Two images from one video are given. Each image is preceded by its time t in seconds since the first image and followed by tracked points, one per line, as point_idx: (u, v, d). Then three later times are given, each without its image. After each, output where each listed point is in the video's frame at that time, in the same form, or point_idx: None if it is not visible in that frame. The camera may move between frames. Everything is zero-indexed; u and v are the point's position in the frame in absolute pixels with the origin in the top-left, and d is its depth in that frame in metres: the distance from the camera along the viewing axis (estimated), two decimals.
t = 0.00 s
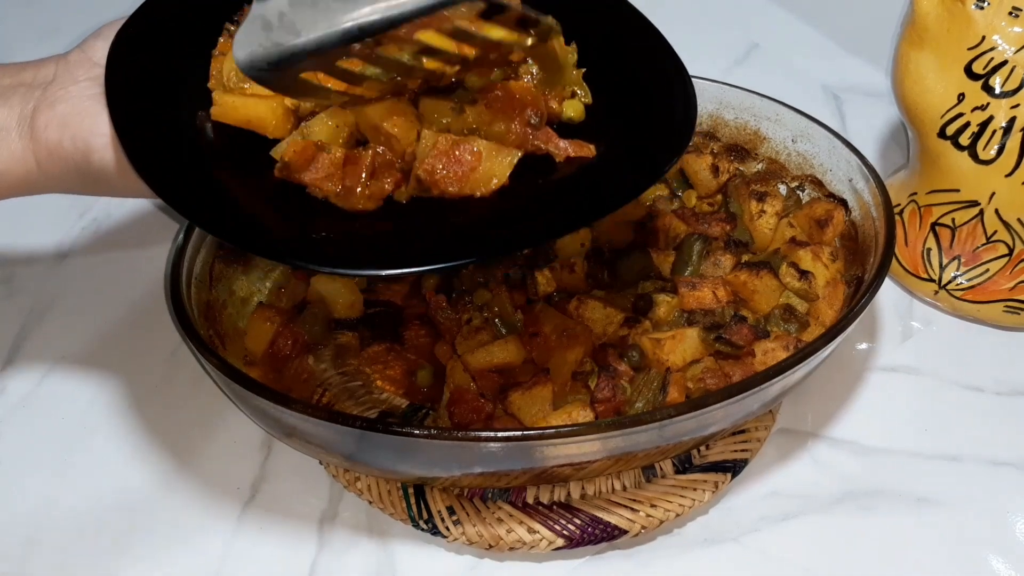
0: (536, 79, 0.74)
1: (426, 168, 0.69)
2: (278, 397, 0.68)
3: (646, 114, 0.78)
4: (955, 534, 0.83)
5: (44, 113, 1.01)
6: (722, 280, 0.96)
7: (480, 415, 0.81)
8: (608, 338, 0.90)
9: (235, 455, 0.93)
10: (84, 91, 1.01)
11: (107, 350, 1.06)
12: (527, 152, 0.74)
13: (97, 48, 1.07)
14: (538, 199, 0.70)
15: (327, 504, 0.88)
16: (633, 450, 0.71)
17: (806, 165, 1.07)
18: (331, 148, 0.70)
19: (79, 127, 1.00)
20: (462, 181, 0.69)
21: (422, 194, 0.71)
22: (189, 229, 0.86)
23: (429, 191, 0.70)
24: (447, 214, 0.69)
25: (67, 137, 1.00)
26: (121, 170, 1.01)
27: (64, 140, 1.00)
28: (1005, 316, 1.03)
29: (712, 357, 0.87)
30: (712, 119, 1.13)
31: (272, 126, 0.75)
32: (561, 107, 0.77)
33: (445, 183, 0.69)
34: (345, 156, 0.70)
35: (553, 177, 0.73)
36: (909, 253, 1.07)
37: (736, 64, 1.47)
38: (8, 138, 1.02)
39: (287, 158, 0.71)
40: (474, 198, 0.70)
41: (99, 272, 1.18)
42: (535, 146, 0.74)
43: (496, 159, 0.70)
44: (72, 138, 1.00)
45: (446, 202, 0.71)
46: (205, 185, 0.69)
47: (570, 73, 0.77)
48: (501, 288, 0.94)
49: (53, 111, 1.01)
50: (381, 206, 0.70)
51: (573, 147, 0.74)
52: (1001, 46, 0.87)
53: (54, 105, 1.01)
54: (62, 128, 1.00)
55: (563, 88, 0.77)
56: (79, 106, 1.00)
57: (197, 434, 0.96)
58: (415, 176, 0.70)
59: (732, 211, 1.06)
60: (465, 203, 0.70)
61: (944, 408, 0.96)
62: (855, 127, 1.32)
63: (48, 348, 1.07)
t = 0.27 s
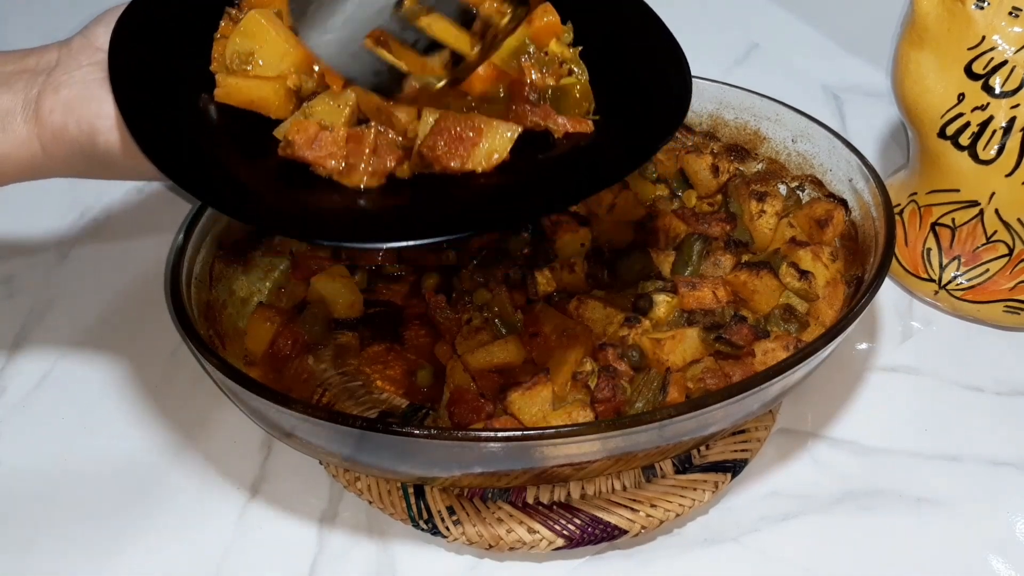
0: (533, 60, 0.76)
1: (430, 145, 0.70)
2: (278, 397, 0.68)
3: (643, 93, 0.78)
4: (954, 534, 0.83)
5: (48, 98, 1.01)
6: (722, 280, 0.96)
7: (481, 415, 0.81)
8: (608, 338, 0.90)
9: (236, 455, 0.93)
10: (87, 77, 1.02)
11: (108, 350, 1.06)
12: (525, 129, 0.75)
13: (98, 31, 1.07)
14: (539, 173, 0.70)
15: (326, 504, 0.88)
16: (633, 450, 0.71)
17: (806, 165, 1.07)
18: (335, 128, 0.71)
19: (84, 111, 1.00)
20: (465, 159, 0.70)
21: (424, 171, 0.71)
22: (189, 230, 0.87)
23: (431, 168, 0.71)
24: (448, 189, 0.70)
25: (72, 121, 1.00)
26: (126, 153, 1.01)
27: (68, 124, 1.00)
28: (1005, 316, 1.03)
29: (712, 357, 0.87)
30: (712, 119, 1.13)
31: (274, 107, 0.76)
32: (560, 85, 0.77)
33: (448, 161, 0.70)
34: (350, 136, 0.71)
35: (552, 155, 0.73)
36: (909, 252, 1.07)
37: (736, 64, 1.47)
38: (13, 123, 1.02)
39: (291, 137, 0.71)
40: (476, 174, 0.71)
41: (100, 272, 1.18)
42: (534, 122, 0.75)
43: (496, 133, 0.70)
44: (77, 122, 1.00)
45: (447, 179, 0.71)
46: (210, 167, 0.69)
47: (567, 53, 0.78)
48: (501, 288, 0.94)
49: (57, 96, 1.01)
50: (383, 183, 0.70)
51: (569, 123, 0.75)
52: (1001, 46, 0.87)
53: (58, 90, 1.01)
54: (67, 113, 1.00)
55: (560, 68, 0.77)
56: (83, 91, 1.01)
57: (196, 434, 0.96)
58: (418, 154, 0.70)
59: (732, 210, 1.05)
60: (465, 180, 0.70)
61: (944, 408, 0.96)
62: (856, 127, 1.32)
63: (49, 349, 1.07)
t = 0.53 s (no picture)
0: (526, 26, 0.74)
1: (426, 110, 0.69)
2: (278, 398, 0.68)
3: (641, 57, 0.77)
4: (954, 534, 0.83)
5: (50, 79, 1.02)
6: (722, 280, 0.96)
7: (481, 416, 0.80)
8: (608, 339, 0.90)
9: (236, 454, 0.93)
10: (88, 57, 1.03)
11: (109, 349, 1.07)
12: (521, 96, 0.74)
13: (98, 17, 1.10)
14: (536, 138, 0.70)
15: (326, 504, 0.88)
16: (632, 450, 0.71)
17: (807, 165, 1.07)
18: (331, 97, 0.69)
19: (86, 91, 1.01)
20: (461, 123, 0.69)
21: (422, 138, 0.70)
22: (189, 229, 0.87)
23: (429, 134, 0.70)
24: (445, 154, 0.69)
25: (75, 99, 1.01)
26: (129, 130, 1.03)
27: (70, 103, 1.01)
28: (1005, 316, 1.03)
29: (712, 357, 0.87)
30: (712, 119, 1.13)
31: (271, 78, 0.74)
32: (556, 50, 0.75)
33: (443, 126, 0.69)
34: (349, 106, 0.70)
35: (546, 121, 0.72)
36: (909, 252, 1.07)
37: (736, 64, 1.47)
38: (17, 106, 1.04)
39: (291, 110, 0.71)
40: (471, 139, 0.70)
41: (99, 272, 1.18)
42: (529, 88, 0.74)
43: (491, 97, 0.70)
44: (79, 102, 1.01)
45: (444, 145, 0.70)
46: (209, 143, 0.68)
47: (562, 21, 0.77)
48: (501, 288, 0.94)
49: (59, 77, 1.02)
50: (381, 151, 0.69)
51: (572, 79, 0.73)
52: (1001, 46, 0.87)
53: (60, 72, 1.03)
54: (69, 93, 1.01)
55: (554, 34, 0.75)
56: (85, 71, 1.02)
57: (196, 434, 0.96)
58: (414, 120, 0.69)
59: (732, 211, 1.06)
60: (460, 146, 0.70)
61: (943, 408, 0.96)
62: (855, 127, 1.32)
63: (49, 349, 1.08)
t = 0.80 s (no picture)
0: None
1: (412, 42, 0.63)
2: (277, 398, 0.68)
3: (634, 4, 0.73)
4: (954, 534, 0.83)
5: (33, 30, 0.99)
6: (722, 280, 0.96)
7: (482, 416, 0.81)
8: (608, 339, 0.90)
9: (235, 455, 0.93)
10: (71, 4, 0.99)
11: (109, 348, 1.07)
12: (509, 35, 0.67)
13: None
14: (527, 69, 0.63)
15: (326, 504, 0.88)
16: (632, 450, 0.71)
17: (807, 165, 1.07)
18: (313, 29, 0.64)
19: (69, 40, 0.98)
20: (446, 56, 0.63)
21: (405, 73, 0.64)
22: (189, 229, 0.87)
23: (412, 69, 0.63)
24: (428, 85, 0.62)
25: (57, 49, 0.98)
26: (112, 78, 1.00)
27: (54, 54, 0.99)
28: (1006, 316, 1.03)
29: (712, 357, 0.87)
30: (712, 119, 1.12)
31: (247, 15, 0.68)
32: None
33: (427, 58, 0.63)
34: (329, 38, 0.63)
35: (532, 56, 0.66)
36: (909, 252, 1.07)
37: (736, 64, 1.47)
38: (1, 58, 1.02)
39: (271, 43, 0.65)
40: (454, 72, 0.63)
41: (99, 272, 1.18)
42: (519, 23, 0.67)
43: (478, 27, 0.64)
44: (61, 51, 0.98)
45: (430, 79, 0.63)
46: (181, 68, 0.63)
47: None
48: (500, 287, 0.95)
49: (42, 27, 0.99)
50: (364, 85, 0.63)
51: (559, 15, 0.67)
52: (1001, 46, 0.87)
53: (42, 21, 0.99)
54: (52, 42, 0.98)
55: None
56: (69, 19, 0.98)
57: (196, 434, 0.96)
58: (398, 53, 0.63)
59: (732, 211, 1.06)
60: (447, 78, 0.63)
61: (943, 408, 0.96)
62: (855, 127, 1.32)
63: (49, 349, 1.08)
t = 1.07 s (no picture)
0: None
1: None
2: (278, 398, 0.68)
3: None
4: (954, 534, 0.83)
5: None
6: (722, 280, 0.96)
7: (482, 416, 0.81)
8: (608, 339, 0.90)
9: (236, 455, 0.93)
10: None
11: (107, 348, 1.07)
12: None
13: None
14: None
15: (326, 504, 0.88)
16: (632, 450, 0.71)
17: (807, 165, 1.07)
18: None
19: None
20: None
21: None
22: (189, 229, 0.87)
23: None
24: None
25: None
26: None
27: None
28: (1005, 316, 1.03)
29: (712, 357, 0.87)
30: (712, 120, 1.12)
31: None
32: None
33: None
34: None
35: None
36: (909, 252, 1.07)
37: (735, 65, 1.47)
38: None
39: None
40: None
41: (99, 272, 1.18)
42: None
43: None
44: None
45: None
46: None
47: None
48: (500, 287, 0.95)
49: None
50: None
51: None
52: (1001, 46, 0.87)
53: None
54: None
55: None
56: None
57: (196, 433, 0.96)
58: None
59: (732, 211, 1.06)
60: None
61: (943, 408, 0.96)
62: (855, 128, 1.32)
63: (49, 349, 1.08)
